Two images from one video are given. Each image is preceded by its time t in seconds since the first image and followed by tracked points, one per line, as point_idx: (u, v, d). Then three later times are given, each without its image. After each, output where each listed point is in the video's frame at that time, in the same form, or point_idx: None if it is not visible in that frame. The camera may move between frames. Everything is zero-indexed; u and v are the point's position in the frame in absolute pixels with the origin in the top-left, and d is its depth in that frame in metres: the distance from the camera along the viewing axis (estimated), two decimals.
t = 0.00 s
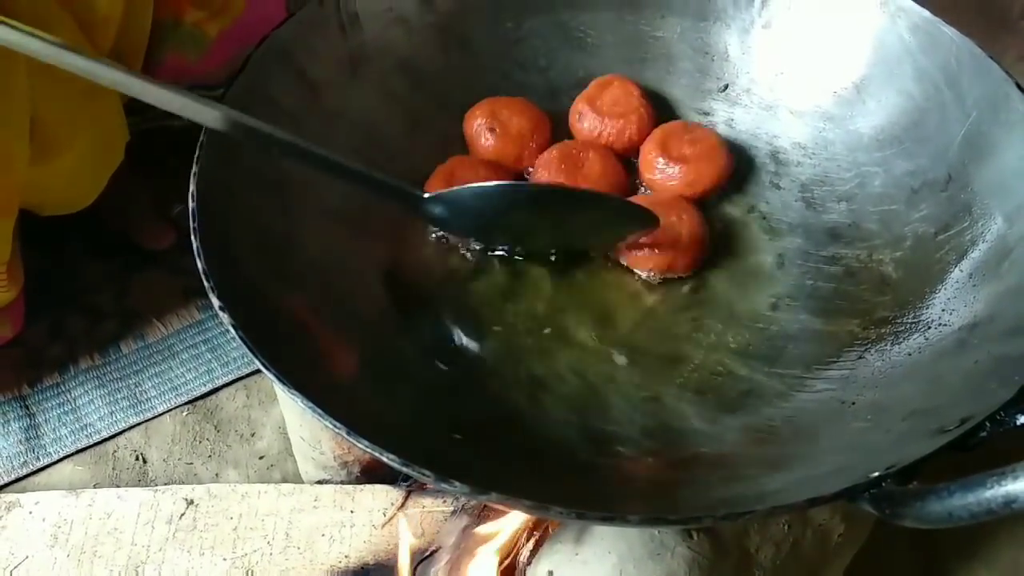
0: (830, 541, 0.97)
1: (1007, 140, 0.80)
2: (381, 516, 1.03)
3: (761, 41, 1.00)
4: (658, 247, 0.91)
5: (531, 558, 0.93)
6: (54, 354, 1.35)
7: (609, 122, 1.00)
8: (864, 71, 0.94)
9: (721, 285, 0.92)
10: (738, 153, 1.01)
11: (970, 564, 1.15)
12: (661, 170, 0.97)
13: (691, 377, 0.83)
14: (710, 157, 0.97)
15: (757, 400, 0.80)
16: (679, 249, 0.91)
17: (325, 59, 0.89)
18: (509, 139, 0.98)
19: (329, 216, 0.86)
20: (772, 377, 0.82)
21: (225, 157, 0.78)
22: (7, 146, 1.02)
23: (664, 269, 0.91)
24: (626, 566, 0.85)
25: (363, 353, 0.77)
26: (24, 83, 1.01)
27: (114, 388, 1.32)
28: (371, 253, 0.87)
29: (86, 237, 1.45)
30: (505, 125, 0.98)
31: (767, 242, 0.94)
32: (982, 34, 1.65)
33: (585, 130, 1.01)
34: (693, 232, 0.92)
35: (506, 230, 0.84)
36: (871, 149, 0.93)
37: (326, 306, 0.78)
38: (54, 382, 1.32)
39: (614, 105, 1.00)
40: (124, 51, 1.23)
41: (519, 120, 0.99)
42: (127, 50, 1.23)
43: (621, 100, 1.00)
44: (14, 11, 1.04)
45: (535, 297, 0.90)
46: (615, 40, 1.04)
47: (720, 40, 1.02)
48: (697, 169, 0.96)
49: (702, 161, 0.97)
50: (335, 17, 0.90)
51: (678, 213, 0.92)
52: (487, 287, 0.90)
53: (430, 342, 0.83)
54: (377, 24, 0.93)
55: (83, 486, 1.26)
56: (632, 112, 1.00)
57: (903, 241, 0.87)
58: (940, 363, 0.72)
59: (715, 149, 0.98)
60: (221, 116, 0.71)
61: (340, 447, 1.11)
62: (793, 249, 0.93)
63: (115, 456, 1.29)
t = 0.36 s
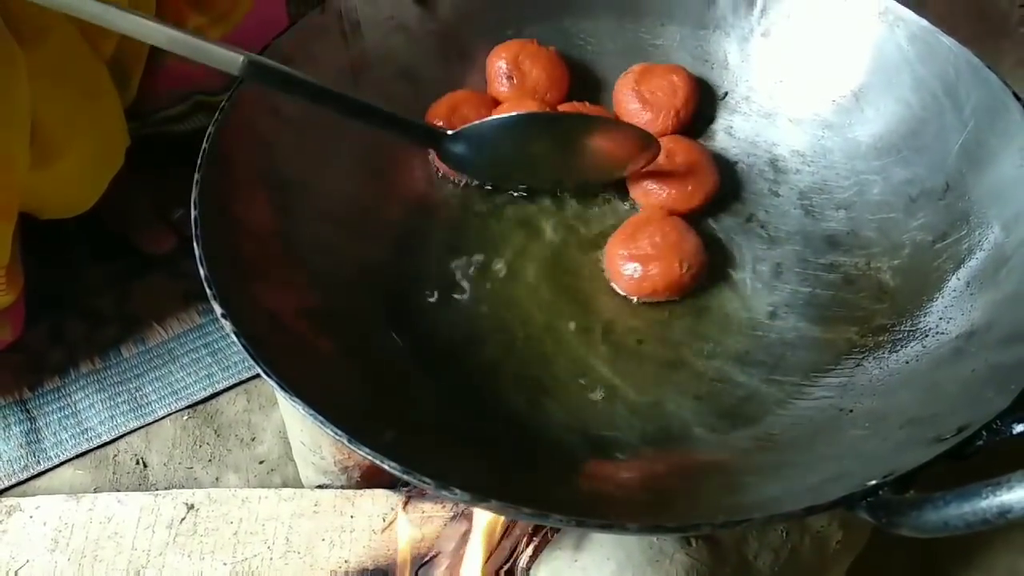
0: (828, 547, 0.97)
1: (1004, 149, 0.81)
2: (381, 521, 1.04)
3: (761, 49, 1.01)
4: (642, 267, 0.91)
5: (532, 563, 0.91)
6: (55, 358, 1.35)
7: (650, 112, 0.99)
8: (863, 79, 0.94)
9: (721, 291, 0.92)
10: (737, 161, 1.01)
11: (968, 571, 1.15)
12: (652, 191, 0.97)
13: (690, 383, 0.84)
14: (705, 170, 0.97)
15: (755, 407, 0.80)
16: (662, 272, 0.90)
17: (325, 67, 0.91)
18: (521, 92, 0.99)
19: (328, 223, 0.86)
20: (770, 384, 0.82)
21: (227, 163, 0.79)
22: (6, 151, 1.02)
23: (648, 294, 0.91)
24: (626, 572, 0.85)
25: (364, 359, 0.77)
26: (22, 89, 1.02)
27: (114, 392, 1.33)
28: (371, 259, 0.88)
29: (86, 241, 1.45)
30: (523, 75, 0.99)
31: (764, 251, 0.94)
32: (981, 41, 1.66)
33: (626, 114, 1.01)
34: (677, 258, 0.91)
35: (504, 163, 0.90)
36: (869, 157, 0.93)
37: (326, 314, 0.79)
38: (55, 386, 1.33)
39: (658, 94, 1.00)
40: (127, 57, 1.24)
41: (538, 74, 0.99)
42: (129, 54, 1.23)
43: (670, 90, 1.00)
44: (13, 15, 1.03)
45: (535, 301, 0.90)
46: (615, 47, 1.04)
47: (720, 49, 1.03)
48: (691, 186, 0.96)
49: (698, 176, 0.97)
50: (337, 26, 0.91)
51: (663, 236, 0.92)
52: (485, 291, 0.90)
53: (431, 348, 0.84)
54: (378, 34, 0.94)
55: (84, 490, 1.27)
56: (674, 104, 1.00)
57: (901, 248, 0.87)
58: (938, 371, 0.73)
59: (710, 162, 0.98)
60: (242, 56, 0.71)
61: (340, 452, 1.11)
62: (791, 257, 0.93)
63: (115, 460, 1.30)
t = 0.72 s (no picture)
0: (825, 545, 0.98)
1: (1000, 147, 0.81)
2: (378, 520, 1.04)
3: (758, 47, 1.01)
4: (606, 279, 0.90)
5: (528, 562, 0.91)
6: (54, 358, 1.35)
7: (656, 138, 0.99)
8: (859, 78, 0.94)
9: (718, 289, 0.91)
10: (734, 160, 1.01)
11: (966, 568, 1.15)
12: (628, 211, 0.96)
13: (685, 383, 0.84)
14: (681, 192, 0.96)
15: (752, 405, 0.80)
16: (626, 285, 0.89)
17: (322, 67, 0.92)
18: (519, 57, 1.00)
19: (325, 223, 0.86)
20: (767, 382, 0.82)
21: (224, 161, 0.79)
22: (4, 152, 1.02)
23: (611, 306, 0.90)
24: (621, 571, 0.85)
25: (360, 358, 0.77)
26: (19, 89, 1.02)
27: (112, 391, 1.33)
28: (368, 259, 0.88)
29: (84, 240, 1.45)
30: (520, 38, 0.99)
31: (761, 249, 0.94)
32: (981, 39, 1.66)
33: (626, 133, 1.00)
34: (642, 274, 0.89)
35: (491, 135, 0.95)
36: (865, 155, 0.93)
37: (322, 313, 0.79)
38: (52, 385, 1.33)
39: (662, 116, 0.99)
40: (122, 56, 1.24)
41: (536, 38, 0.99)
42: (124, 53, 1.23)
43: (673, 120, 0.99)
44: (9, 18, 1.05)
45: (530, 301, 0.91)
46: (613, 45, 1.04)
47: (716, 49, 1.03)
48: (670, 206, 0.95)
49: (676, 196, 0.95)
50: (333, 23, 0.92)
51: (631, 251, 0.91)
52: (481, 288, 0.90)
53: (429, 347, 0.83)
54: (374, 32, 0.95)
55: (82, 489, 1.27)
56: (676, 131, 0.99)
57: (898, 246, 0.87)
58: (934, 368, 0.73)
59: (688, 186, 0.96)
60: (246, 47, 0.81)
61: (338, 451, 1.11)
62: (787, 255, 0.93)
63: (113, 460, 1.30)
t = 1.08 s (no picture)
0: (822, 545, 0.98)
1: (998, 148, 0.80)
2: (375, 520, 1.03)
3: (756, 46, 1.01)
4: (589, 289, 0.89)
5: (525, 562, 0.92)
6: (52, 357, 1.35)
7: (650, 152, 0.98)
8: (858, 77, 0.94)
9: (715, 288, 0.91)
10: (731, 159, 1.01)
11: (963, 569, 1.15)
12: (617, 224, 0.96)
13: (682, 382, 0.84)
14: (669, 206, 0.95)
15: (749, 405, 0.80)
16: (608, 296, 0.88)
17: (320, 65, 0.92)
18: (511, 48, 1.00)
19: (322, 222, 0.86)
20: (764, 382, 0.82)
21: (220, 159, 0.79)
22: None
23: (594, 317, 0.89)
24: (617, 570, 0.85)
25: (356, 356, 0.77)
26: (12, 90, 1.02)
27: (109, 390, 1.33)
28: (365, 257, 0.88)
29: (82, 239, 1.45)
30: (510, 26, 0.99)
31: (758, 249, 0.94)
32: (980, 39, 1.66)
33: (618, 142, 1.01)
34: (625, 284, 0.88)
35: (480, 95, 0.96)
36: (863, 155, 0.93)
37: (318, 312, 0.79)
38: (49, 384, 1.33)
39: (657, 129, 0.99)
40: (118, 55, 1.23)
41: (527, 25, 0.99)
42: (120, 52, 1.23)
43: (666, 133, 0.99)
44: (7, 18, 1.06)
45: (527, 299, 0.91)
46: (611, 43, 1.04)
47: (715, 49, 1.03)
48: (657, 219, 0.95)
49: (663, 209, 0.95)
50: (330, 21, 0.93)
51: (615, 262, 0.91)
52: (478, 287, 0.90)
53: (427, 345, 0.83)
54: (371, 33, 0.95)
55: (79, 488, 1.27)
56: (672, 146, 0.99)
57: (895, 246, 0.87)
58: (931, 368, 0.72)
59: (676, 200, 0.96)
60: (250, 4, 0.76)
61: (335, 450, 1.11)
62: (785, 254, 0.93)
63: (110, 459, 1.30)
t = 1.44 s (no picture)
0: (824, 544, 0.97)
1: (1001, 146, 0.80)
2: (378, 519, 1.03)
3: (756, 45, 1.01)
4: (579, 296, 0.88)
5: (527, 561, 0.92)
6: (53, 356, 1.35)
7: (638, 162, 0.98)
8: (860, 75, 0.94)
9: (717, 287, 0.91)
10: (733, 158, 1.01)
11: (966, 568, 1.15)
12: (606, 230, 0.95)
13: (684, 380, 0.84)
14: (660, 210, 0.95)
15: (751, 404, 0.80)
16: (600, 300, 0.88)
17: (321, 65, 0.92)
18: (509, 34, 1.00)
19: (324, 221, 0.86)
20: (767, 381, 0.82)
21: (222, 158, 0.79)
22: None
23: (586, 323, 0.89)
24: (620, 569, 0.85)
25: (358, 354, 0.77)
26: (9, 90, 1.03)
27: (111, 390, 1.33)
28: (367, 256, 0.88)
29: (84, 239, 1.46)
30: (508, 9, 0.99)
31: (760, 248, 0.94)
32: (981, 37, 1.66)
33: (604, 167, 1.00)
34: (615, 287, 0.89)
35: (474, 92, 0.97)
36: (865, 153, 0.93)
37: (319, 311, 0.79)
38: (52, 384, 1.33)
39: (639, 139, 0.99)
40: (114, 56, 1.23)
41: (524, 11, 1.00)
42: (116, 53, 1.23)
43: (648, 143, 0.99)
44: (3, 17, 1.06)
45: (528, 298, 0.91)
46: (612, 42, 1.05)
47: (716, 48, 1.03)
48: (649, 224, 0.94)
49: (654, 215, 0.95)
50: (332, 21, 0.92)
51: (601, 266, 0.91)
52: (479, 285, 0.90)
53: (428, 344, 0.83)
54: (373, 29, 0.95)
55: (82, 487, 1.27)
56: (655, 155, 0.99)
57: (898, 245, 0.87)
58: (933, 366, 0.72)
59: (668, 204, 0.96)
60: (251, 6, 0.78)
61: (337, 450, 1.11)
62: (787, 253, 0.93)
63: (112, 458, 1.30)
